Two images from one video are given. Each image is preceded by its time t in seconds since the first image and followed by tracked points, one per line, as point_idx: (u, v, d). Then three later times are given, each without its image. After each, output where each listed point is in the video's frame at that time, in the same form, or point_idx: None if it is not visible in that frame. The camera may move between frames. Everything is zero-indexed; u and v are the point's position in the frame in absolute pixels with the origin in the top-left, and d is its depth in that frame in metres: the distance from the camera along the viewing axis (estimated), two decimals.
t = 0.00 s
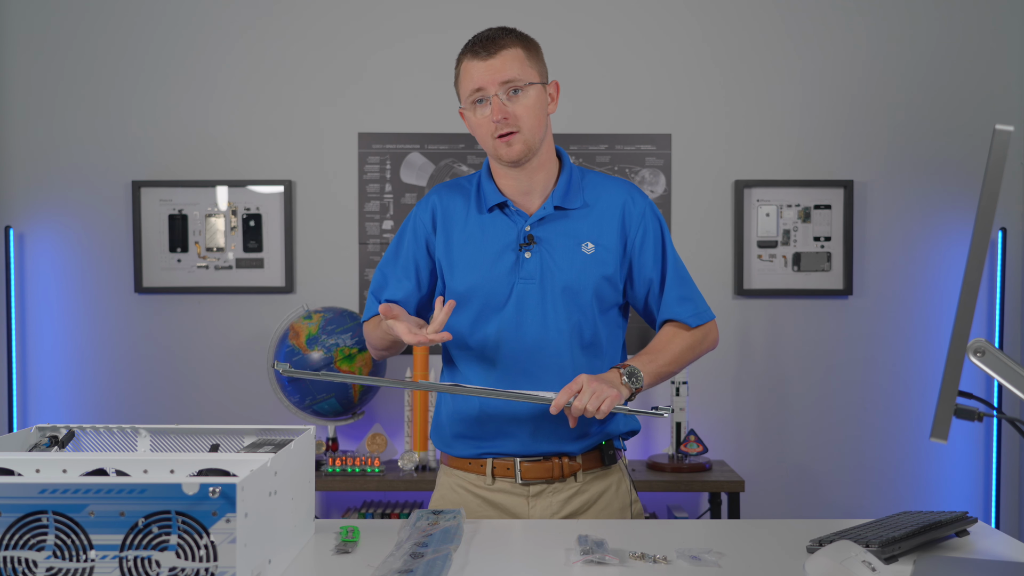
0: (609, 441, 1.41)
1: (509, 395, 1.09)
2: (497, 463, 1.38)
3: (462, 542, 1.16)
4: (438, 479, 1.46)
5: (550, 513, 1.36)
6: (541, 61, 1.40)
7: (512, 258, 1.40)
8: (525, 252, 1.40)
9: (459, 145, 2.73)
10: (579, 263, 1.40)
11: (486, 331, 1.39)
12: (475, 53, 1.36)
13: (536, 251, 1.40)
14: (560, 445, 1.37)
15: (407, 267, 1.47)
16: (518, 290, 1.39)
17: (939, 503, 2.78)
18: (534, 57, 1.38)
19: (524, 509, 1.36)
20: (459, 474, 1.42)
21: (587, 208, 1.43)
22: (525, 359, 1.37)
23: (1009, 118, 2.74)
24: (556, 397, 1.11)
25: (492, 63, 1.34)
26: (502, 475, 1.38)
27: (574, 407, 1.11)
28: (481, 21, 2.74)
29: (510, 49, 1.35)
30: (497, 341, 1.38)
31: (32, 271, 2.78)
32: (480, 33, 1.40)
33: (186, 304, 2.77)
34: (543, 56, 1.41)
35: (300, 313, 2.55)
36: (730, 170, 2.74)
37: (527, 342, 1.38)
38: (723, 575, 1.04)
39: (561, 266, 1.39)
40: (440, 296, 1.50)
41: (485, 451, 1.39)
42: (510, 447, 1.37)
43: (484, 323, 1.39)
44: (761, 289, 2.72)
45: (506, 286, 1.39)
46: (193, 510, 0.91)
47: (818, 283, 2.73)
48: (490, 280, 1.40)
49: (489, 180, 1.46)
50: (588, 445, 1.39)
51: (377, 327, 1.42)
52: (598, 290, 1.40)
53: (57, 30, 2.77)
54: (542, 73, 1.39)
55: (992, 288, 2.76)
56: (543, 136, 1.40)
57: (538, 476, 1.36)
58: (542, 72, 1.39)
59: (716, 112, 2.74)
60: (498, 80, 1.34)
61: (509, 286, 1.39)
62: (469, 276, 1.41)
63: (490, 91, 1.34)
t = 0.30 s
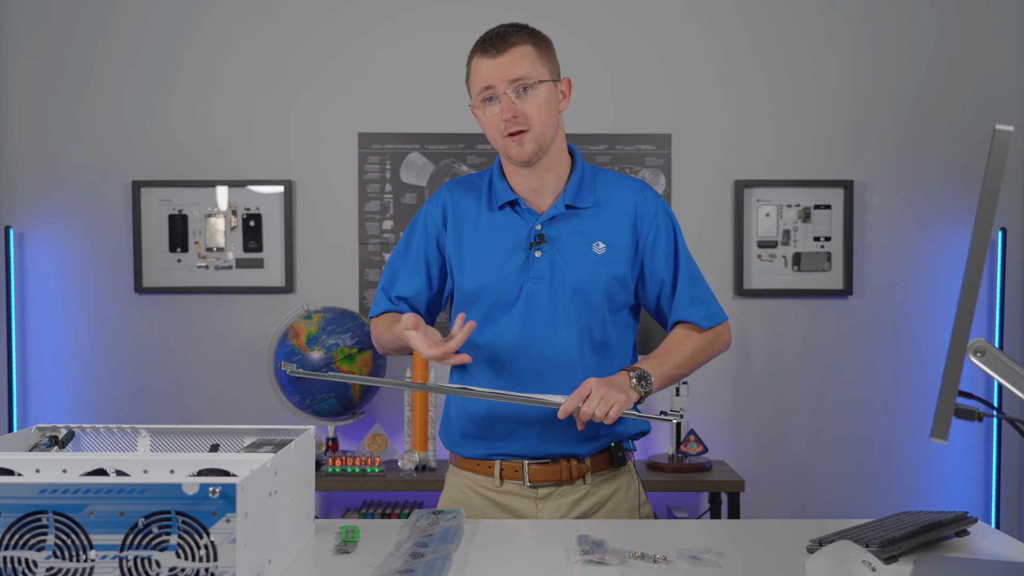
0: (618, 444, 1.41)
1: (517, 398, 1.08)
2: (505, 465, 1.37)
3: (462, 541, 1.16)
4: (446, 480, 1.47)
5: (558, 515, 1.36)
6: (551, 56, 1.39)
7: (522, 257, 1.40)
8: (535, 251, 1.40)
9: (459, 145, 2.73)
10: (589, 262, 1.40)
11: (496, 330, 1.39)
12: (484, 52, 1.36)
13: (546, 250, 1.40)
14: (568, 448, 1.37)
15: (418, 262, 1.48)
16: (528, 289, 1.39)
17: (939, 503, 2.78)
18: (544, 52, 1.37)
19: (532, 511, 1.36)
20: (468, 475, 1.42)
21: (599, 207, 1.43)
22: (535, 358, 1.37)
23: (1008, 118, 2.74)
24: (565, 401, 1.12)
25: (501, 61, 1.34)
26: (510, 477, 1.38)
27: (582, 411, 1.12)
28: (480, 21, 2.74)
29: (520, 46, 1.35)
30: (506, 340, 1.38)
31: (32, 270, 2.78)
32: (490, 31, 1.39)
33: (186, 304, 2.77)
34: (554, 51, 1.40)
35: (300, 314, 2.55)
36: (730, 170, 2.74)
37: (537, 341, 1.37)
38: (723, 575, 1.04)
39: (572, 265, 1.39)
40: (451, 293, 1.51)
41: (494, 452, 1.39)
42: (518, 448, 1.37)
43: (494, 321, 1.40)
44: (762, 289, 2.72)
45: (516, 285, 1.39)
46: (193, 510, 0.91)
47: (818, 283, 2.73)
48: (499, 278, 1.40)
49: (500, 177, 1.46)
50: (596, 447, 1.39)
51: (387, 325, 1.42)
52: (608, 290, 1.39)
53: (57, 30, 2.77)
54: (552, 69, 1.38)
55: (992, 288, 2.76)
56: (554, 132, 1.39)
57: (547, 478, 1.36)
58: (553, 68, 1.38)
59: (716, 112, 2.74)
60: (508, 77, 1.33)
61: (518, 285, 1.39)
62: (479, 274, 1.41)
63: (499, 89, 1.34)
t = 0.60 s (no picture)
0: (628, 448, 1.41)
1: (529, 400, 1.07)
2: (513, 468, 1.37)
3: (462, 541, 1.16)
4: (455, 481, 1.47)
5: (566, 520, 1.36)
6: (560, 51, 1.38)
7: (541, 253, 1.40)
8: (554, 248, 1.40)
9: (459, 145, 2.73)
10: (608, 262, 1.39)
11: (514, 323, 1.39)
12: (493, 59, 1.36)
13: (565, 247, 1.39)
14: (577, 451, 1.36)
15: (438, 247, 1.44)
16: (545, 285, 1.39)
17: (939, 504, 2.78)
18: (552, 48, 1.37)
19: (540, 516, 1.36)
20: (476, 478, 1.42)
21: (620, 207, 1.43)
22: (549, 355, 1.37)
23: (1008, 118, 2.74)
24: (579, 405, 1.13)
25: (511, 64, 1.34)
26: (518, 481, 1.37)
27: (596, 416, 1.13)
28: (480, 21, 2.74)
29: (527, 46, 1.35)
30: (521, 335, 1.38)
31: (32, 270, 2.78)
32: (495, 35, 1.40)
33: (186, 304, 2.77)
34: (562, 45, 1.40)
35: (300, 314, 2.55)
36: (730, 170, 2.74)
37: (553, 338, 1.37)
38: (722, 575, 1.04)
39: (590, 264, 1.39)
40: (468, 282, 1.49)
41: (503, 454, 1.38)
42: (528, 450, 1.36)
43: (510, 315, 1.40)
44: (762, 289, 2.73)
45: (534, 280, 1.40)
46: (193, 510, 0.91)
47: (818, 283, 2.73)
48: (518, 273, 1.41)
49: (522, 172, 1.46)
50: (605, 451, 1.38)
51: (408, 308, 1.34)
52: (626, 291, 1.39)
53: (57, 30, 2.77)
54: (563, 64, 1.37)
55: (992, 288, 2.76)
56: (574, 127, 1.39)
57: (554, 482, 1.36)
58: (563, 62, 1.38)
59: (716, 112, 2.74)
60: (520, 79, 1.33)
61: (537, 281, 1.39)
62: (498, 268, 1.41)
63: (512, 92, 1.34)
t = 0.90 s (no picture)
0: (641, 451, 1.40)
1: (545, 407, 1.06)
2: (526, 469, 1.37)
3: (462, 541, 1.16)
4: (468, 482, 1.47)
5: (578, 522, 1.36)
6: (586, 52, 1.36)
7: (559, 253, 1.40)
8: (572, 247, 1.39)
9: (459, 145, 2.73)
10: (626, 263, 1.39)
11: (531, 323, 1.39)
12: (519, 55, 1.34)
13: (583, 247, 1.39)
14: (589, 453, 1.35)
15: (458, 248, 1.45)
16: (562, 285, 1.38)
17: (939, 503, 2.78)
18: (579, 49, 1.35)
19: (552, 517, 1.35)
20: (489, 478, 1.42)
21: (639, 208, 1.42)
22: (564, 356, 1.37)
23: (1008, 118, 2.74)
24: (595, 412, 1.10)
25: (537, 63, 1.32)
26: (531, 482, 1.37)
27: (612, 422, 1.10)
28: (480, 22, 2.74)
29: (554, 46, 1.32)
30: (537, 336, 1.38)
31: (32, 270, 2.78)
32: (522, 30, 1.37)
33: (186, 304, 2.77)
34: (588, 46, 1.38)
35: (300, 314, 2.55)
36: (730, 170, 2.74)
37: (570, 339, 1.37)
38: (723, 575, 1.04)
39: (608, 265, 1.39)
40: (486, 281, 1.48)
41: (515, 455, 1.38)
42: (540, 452, 1.36)
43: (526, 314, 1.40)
44: (761, 289, 2.73)
45: (551, 280, 1.39)
46: (192, 510, 0.91)
47: (818, 283, 2.73)
48: (534, 272, 1.40)
49: (541, 171, 1.45)
50: (618, 454, 1.38)
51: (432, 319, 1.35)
52: (643, 293, 1.39)
53: (57, 30, 2.77)
54: (589, 66, 1.35)
55: (992, 288, 2.76)
56: (595, 130, 1.37)
57: (566, 484, 1.35)
58: (589, 63, 1.36)
59: (716, 112, 2.74)
60: (545, 79, 1.32)
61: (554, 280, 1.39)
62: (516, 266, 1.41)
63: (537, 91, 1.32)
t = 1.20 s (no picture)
0: (651, 454, 1.39)
1: (549, 416, 1.08)
2: (535, 470, 1.37)
3: (462, 541, 1.16)
4: (478, 481, 1.47)
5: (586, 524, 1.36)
6: (625, 58, 1.36)
7: (564, 255, 1.39)
8: (577, 250, 1.39)
9: (459, 145, 2.74)
10: (632, 265, 1.38)
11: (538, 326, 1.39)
12: (565, 37, 1.32)
13: (587, 249, 1.38)
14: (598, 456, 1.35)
15: (464, 254, 1.46)
16: (568, 288, 1.38)
17: (939, 504, 2.78)
18: (620, 53, 1.35)
19: (560, 518, 1.35)
20: (498, 478, 1.42)
21: (646, 209, 1.41)
22: (572, 358, 1.37)
23: (1008, 118, 2.74)
24: (599, 421, 1.10)
25: (580, 52, 1.31)
26: (540, 483, 1.37)
27: (615, 432, 1.10)
28: (480, 22, 2.75)
29: (599, 42, 1.32)
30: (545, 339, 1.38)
31: (32, 269, 2.78)
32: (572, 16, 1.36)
33: (186, 303, 2.77)
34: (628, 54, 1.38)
35: (300, 314, 2.55)
36: (730, 170, 2.74)
37: (576, 342, 1.37)
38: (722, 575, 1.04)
39: (614, 267, 1.38)
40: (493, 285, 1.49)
41: (524, 456, 1.38)
42: (548, 453, 1.36)
43: (532, 318, 1.40)
44: (761, 289, 2.73)
45: (556, 282, 1.39)
46: (193, 510, 0.91)
47: (818, 283, 2.73)
48: (540, 274, 1.39)
49: (548, 173, 1.45)
50: (627, 456, 1.37)
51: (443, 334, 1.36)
52: (650, 295, 1.38)
53: (57, 30, 2.77)
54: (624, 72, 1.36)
55: (992, 288, 2.76)
56: (612, 136, 1.37)
57: (575, 486, 1.35)
58: (625, 70, 1.36)
59: (716, 112, 2.74)
60: (584, 70, 1.31)
61: (560, 282, 1.38)
62: (521, 269, 1.40)
63: (573, 80, 1.31)
